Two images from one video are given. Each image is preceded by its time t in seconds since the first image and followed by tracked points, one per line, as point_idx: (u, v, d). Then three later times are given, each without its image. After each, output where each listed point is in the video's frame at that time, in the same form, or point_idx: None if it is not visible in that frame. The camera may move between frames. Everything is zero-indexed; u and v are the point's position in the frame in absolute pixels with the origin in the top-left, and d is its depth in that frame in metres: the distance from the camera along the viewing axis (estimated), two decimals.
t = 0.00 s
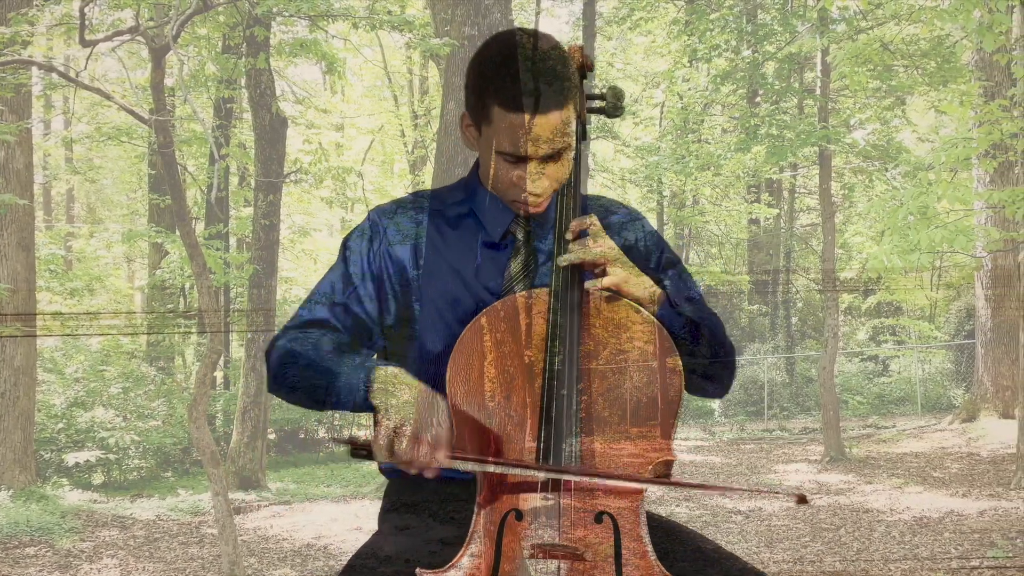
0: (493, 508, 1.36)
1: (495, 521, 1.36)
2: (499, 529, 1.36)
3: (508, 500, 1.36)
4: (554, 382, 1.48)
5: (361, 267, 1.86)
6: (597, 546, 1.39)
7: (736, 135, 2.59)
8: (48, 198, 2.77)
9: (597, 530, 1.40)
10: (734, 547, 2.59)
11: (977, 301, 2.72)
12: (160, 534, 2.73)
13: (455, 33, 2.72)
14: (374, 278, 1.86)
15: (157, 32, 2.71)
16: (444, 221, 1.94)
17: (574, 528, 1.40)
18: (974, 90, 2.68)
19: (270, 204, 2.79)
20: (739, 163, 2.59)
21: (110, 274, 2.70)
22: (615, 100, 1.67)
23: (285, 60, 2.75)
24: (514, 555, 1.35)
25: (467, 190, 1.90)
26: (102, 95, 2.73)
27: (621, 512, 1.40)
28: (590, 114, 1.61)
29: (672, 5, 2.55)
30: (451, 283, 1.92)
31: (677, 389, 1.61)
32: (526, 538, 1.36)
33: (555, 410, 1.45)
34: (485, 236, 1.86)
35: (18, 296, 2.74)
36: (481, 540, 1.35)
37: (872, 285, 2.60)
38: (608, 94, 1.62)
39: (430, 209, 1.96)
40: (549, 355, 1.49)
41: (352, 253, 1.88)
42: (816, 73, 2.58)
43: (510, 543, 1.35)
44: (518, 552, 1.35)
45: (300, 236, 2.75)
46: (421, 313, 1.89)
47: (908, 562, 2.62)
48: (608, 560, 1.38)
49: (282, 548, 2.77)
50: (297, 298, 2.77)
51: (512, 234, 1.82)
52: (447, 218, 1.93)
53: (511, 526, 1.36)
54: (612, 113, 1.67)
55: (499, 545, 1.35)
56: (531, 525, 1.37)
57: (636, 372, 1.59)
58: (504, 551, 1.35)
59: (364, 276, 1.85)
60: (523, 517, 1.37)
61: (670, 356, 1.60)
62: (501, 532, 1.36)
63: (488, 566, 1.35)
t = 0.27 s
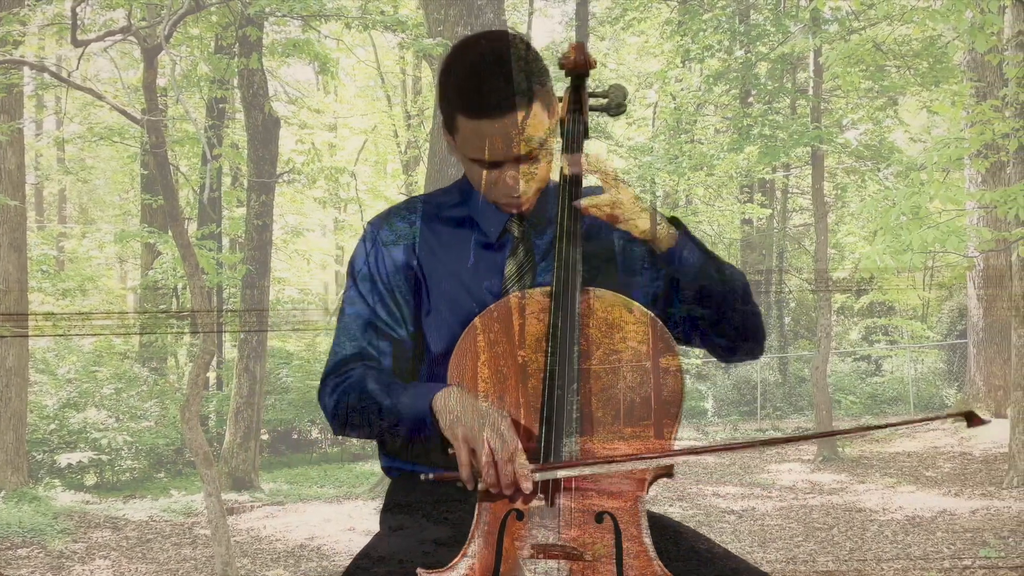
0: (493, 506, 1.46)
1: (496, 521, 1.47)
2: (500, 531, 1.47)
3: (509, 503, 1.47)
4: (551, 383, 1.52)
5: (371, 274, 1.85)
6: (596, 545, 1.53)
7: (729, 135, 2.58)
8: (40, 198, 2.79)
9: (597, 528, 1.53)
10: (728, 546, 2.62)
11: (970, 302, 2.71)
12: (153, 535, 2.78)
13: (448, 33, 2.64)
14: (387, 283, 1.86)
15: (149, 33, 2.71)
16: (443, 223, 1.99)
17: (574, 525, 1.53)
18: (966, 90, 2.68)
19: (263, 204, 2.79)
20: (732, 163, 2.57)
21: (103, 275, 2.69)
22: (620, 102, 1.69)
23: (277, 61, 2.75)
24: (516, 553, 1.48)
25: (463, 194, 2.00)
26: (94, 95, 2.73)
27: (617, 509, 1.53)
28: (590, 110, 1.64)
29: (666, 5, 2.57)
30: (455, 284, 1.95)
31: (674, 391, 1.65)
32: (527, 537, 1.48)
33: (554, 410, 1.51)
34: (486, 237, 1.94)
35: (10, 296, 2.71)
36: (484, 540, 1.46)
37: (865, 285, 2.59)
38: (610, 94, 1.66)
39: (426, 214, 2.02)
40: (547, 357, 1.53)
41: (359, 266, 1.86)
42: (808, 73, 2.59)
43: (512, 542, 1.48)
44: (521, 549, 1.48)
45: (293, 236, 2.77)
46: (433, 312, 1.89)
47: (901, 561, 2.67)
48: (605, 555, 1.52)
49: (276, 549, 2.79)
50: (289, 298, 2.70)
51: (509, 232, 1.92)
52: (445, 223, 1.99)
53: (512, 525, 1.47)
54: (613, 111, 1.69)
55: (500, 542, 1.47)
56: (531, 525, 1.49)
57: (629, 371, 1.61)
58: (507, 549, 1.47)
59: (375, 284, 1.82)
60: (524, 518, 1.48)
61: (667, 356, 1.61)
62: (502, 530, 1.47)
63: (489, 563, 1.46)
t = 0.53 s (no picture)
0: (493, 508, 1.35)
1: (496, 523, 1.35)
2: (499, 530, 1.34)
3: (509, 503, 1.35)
4: (551, 384, 1.49)
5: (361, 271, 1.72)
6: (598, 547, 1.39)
7: (723, 135, 2.59)
8: (33, 198, 2.78)
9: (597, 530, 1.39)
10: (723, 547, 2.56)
11: (962, 302, 2.73)
12: (148, 535, 2.73)
13: (442, 33, 2.68)
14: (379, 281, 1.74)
15: (143, 32, 2.71)
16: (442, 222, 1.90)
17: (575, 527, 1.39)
18: (959, 91, 2.69)
19: (258, 204, 2.78)
20: (726, 163, 2.58)
21: (96, 275, 2.68)
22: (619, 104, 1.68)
23: (271, 61, 2.75)
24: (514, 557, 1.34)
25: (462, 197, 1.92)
26: (88, 95, 2.72)
27: (620, 510, 1.41)
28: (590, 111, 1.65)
29: (660, 5, 2.57)
30: (451, 287, 1.84)
31: (673, 389, 1.66)
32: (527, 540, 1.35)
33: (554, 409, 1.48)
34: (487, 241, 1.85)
35: (4, 296, 2.71)
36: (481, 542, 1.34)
37: (859, 285, 2.61)
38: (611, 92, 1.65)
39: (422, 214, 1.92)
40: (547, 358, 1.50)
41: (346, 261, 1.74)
42: (802, 74, 2.60)
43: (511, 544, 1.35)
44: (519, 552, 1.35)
45: (287, 237, 2.76)
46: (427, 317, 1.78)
47: (895, 561, 2.61)
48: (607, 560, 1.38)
49: (271, 550, 2.77)
50: (284, 298, 2.74)
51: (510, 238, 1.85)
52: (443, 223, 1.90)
53: (511, 526, 1.35)
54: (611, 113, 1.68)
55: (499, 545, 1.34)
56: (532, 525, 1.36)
57: (624, 370, 1.62)
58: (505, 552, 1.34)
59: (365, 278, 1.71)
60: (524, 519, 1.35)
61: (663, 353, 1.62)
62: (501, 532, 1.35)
63: (487, 565, 1.34)
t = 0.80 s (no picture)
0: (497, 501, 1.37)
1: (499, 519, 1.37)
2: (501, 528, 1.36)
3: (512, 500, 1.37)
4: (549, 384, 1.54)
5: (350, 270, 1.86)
6: (601, 547, 1.39)
7: (718, 135, 2.59)
8: (28, 198, 2.75)
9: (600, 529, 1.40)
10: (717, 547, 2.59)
11: (956, 302, 2.71)
12: (142, 536, 2.73)
13: (436, 33, 2.67)
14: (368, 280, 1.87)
15: (136, 33, 2.70)
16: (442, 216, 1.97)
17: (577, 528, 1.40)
18: (952, 91, 2.70)
19: (252, 204, 2.79)
20: (721, 163, 2.58)
21: (90, 275, 2.67)
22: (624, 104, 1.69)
23: (266, 61, 2.75)
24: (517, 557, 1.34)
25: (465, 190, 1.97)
26: (82, 95, 2.71)
27: (625, 509, 1.42)
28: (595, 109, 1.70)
29: (654, 6, 2.55)
30: (451, 283, 1.93)
31: (674, 390, 1.64)
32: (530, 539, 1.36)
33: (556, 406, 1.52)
34: (488, 238, 1.93)
35: None
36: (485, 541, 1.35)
37: (853, 285, 2.60)
38: (615, 91, 1.68)
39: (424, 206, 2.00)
40: (548, 357, 1.56)
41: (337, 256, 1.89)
42: (796, 74, 2.60)
43: (514, 543, 1.35)
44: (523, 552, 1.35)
45: (281, 237, 2.73)
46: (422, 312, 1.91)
47: (889, 561, 2.63)
48: (611, 559, 1.39)
49: (266, 551, 2.77)
50: (278, 299, 2.75)
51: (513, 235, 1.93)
52: (443, 217, 1.96)
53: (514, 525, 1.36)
54: (615, 114, 1.69)
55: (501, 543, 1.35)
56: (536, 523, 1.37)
57: (620, 371, 1.63)
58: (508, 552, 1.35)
59: (352, 278, 1.85)
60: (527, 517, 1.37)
61: (660, 352, 1.64)
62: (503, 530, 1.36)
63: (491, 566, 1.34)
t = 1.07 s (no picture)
0: (498, 500, 1.47)
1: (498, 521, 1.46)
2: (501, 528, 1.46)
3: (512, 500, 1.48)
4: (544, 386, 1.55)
5: (347, 263, 2.08)
6: (599, 547, 1.47)
7: (710, 136, 2.60)
8: (19, 198, 2.74)
9: (596, 530, 1.48)
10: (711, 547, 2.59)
11: (947, 301, 2.71)
12: (134, 537, 2.74)
13: (429, 33, 2.69)
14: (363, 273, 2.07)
15: (129, 32, 2.71)
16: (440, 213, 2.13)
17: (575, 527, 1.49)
18: (944, 92, 2.71)
19: (244, 205, 2.77)
20: (713, 164, 2.59)
21: (82, 276, 2.68)
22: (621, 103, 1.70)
23: (258, 61, 2.74)
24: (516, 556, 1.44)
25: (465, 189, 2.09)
26: (73, 95, 2.71)
27: (620, 511, 1.49)
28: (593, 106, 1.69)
29: (647, 7, 2.57)
30: (445, 280, 2.06)
31: (671, 392, 1.65)
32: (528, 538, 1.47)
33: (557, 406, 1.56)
34: (479, 235, 2.07)
35: None
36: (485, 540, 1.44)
37: (845, 284, 2.62)
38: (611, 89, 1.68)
39: (427, 204, 2.17)
40: (546, 355, 1.57)
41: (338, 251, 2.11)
42: (788, 74, 2.61)
43: (513, 542, 1.45)
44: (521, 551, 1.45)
45: (274, 237, 2.72)
46: (416, 306, 2.04)
47: (881, 561, 2.65)
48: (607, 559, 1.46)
49: (258, 552, 2.76)
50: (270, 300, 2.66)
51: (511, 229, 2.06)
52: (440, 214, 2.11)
53: (512, 526, 1.46)
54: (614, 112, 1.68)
55: (500, 543, 1.44)
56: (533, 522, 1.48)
57: (612, 371, 1.64)
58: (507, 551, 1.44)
59: (348, 270, 2.07)
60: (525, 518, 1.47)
61: (653, 353, 1.64)
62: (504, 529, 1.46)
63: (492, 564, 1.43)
